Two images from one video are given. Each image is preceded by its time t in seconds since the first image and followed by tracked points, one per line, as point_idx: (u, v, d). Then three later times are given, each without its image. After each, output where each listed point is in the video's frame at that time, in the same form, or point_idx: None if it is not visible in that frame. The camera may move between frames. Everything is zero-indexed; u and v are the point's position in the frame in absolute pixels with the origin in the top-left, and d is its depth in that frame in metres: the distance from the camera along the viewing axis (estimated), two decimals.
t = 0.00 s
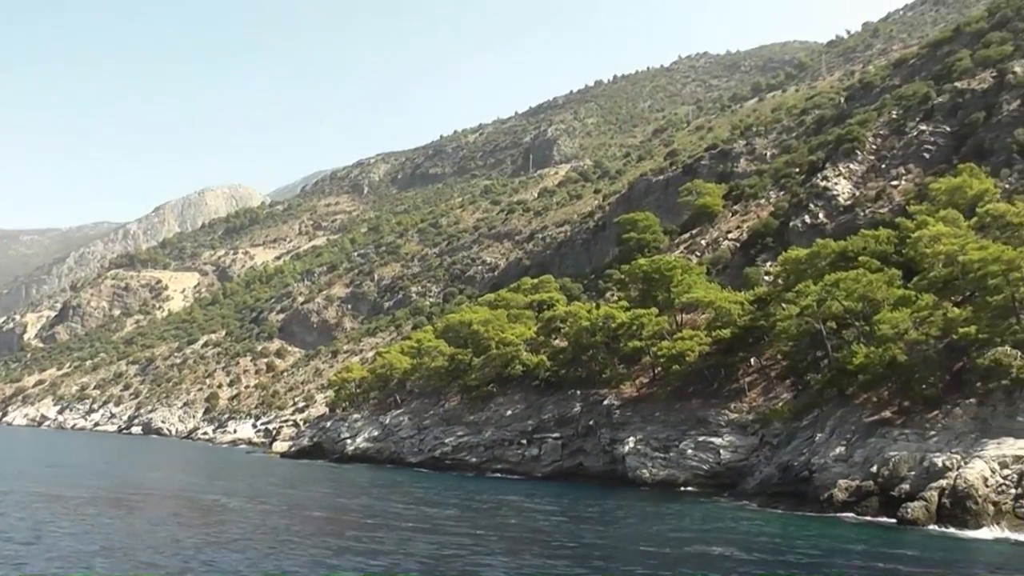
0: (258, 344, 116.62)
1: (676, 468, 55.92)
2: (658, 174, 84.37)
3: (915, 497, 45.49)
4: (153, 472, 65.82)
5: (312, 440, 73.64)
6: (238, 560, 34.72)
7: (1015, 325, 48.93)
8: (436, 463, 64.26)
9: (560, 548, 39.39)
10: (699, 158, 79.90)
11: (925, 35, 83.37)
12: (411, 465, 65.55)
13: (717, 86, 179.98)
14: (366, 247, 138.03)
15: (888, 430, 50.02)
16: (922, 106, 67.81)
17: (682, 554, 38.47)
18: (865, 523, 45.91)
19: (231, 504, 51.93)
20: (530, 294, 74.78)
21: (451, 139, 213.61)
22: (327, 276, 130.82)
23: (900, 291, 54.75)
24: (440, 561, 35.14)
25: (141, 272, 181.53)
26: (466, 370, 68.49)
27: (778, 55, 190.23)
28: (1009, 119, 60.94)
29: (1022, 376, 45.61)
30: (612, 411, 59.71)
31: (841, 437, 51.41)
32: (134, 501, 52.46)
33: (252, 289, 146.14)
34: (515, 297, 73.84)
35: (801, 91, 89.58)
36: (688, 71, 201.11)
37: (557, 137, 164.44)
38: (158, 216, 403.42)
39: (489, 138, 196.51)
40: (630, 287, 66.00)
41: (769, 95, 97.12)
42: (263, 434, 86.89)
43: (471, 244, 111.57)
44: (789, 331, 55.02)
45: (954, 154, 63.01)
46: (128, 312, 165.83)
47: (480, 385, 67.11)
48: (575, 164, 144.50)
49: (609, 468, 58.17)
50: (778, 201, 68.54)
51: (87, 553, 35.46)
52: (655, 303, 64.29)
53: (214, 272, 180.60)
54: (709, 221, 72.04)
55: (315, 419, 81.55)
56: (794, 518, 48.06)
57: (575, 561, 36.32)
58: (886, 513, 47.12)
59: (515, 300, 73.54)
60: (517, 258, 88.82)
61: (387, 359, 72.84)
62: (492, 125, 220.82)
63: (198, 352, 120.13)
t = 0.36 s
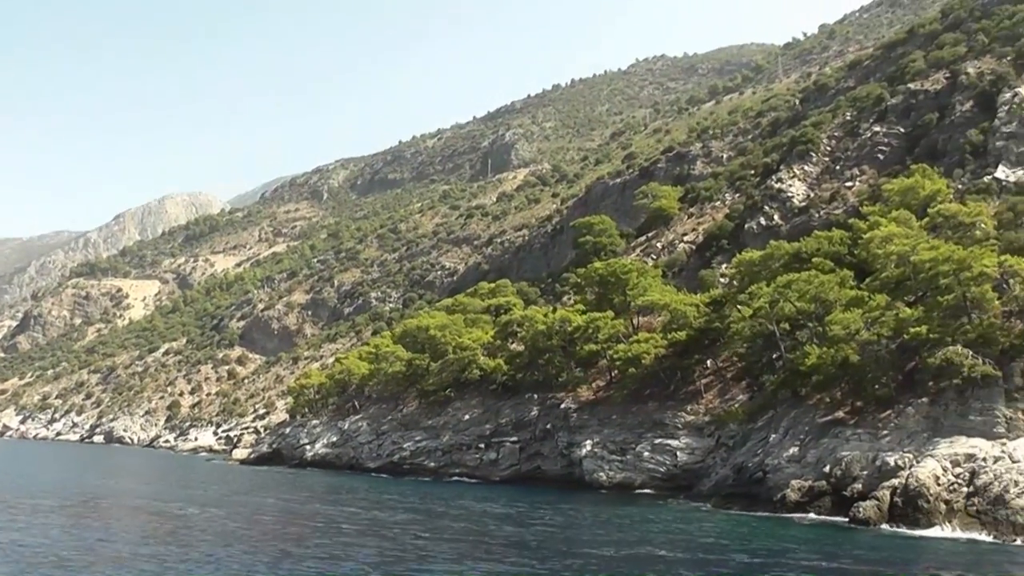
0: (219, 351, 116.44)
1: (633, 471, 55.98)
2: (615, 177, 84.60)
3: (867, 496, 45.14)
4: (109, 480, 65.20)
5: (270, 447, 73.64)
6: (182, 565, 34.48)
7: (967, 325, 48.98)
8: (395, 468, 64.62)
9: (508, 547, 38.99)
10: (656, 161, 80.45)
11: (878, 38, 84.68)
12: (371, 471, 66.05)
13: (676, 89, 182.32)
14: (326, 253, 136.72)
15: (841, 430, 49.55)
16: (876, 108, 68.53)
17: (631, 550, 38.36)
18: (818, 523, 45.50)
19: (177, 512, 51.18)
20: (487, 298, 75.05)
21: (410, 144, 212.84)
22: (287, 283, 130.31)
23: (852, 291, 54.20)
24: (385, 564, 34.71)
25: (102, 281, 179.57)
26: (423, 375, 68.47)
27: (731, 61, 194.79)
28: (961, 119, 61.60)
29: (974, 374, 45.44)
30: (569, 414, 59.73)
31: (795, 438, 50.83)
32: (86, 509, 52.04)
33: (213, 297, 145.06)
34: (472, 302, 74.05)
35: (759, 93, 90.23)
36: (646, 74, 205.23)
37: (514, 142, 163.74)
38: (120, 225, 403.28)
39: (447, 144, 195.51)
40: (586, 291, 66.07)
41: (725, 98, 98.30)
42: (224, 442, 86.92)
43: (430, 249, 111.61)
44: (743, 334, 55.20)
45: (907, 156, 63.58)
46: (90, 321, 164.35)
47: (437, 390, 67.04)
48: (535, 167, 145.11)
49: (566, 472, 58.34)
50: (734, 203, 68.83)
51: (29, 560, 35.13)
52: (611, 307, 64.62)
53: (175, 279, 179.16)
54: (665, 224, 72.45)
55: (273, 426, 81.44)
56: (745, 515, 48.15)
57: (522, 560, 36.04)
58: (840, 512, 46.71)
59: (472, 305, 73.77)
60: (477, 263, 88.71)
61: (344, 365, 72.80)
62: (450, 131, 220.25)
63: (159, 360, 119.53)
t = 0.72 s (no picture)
0: (216, 357, 116.86)
1: (625, 474, 56.07)
2: (611, 180, 84.68)
3: (854, 496, 45.75)
4: (105, 486, 65.53)
5: (265, 452, 73.87)
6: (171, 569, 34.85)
7: (954, 326, 49.63)
8: (388, 472, 64.66)
9: (498, 547, 39.35)
10: (651, 165, 80.68)
11: (872, 39, 85.11)
12: (364, 476, 66.09)
13: (673, 93, 182.79)
14: (323, 258, 137.56)
15: (829, 430, 50.14)
16: (868, 109, 68.81)
17: (620, 549, 38.79)
18: (806, 524, 45.94)
19: (174, 518, 51.61)
20: (481, 303, 75.25)
21: (408, 150, 213.29)
22: (284, 288, 130.69)
23: (840, 292, 54.63)
24: (377, 566, 35.08)
25: (99, 288, 179.95)
26: (417, 379, 68.53)
27: (725, 63, 195.25)
28: (952, 120, 61.75)
29: (960, 374, 46.11)
30: (562, 418, 59.90)
31: (784, 439, 51.46)
32: (80, 515, 52.41)
33: (210, 303, 145.51)
34: (467, 306, 74.18)
35: (756, 95, 90.25)
36: (642, 77, 205.75)
37: (510, 146, 163.79)
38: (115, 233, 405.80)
39: (444, 149, 195.98)
40: (579, 294, 66.14)
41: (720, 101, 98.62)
42: (220, 447, 87.21)
43: (426, 254, 111.84)
44: (733, 335, 55.54)
45: (898, 157, 63.89)
46: (87, 328, 164.90)
47: (431, 394, 67.15)
48: (531, 172, 145.37)
49: (559, 475, 58.44)
50: (726, 206, 68.99)
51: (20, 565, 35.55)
52: (603, 310, 64.55)
53: (172, 286, 179.69)
54: (658, 226, 72.40)
55: (271, 431, 81.85)
56: (735, 517, 48.29)
57: (512, 560, 36.37)
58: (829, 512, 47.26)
59: (466, 309, 73.88)
60: (473, 267, 88.82)
61: (339, 370, 72.91)
62: (445, 136, 220.57)
63: (156, 367, 120.05)
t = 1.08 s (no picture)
0: (206, 357, 117.08)
1: (610, 473, 56.14)
2: (599, 181, 84.80)
3: (833, 494, 47.22)
4: (92, 487, 65.50)
5: (253, 452, 74.08)
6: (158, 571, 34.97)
7: (933, 324, 53.08)
8: (375, 472, 64.72)
9: (484, 547, 39.62)
10: (639, 165, 80.88)
11: (860, 41, 85.97)
12: (351, 475, 66.22)
13: (663, 93, 183.90)
14: (313, 258, 137.93)
15: (811, 429, 51.56)
16: (853, 111, 71.15)
17: (606, 548, 39.16)
18: (787, 523, 46.57)
19: (170, 518, 52.09)
20: (468, 303, 75.51)
21: (399, 150, 213.44)
22: (274, 288, 130.94)
23: (822, 292, 55.85)
24: (369, 566, 35.41)
25: (89, 288, 179.77)
26: (404, 379, 68.66)
27: (715, 63, 196.77)
28: (935, 122, 65.40)
29: (940, 373, 48.77)
30: (548, 417, 60.08)
31: (766, 438, 52.38)
32: (68, 516, 52.45)
33: (201, 303, 145.65)
34: (453, 306, 74.39)
35: (745, 96, 90.62)
36: (632, 77, 206.78)
37: (502, 146, 164.07)
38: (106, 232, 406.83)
39: (437, 148, 196.53)
40: (566, 294, 66.24)
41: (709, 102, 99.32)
42: (209, 447, 87.40)
43: (416, 255, 112.22)
44: (715, 335, 56.15)
45: (883, 157, 66.35)
46: (77, 328, 164.65)
47: (418, 395, 67.37)
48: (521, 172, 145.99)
49: (546, 475, 58.51)
50: (713, 206, 69.35)
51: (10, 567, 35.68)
52: (589, 310, 64.54)
53: (163, 286, 179.53)
54: (646, 227, 72.49)
55: (260, 430, 82.24)
56: (719, 517, 48.46)
57: (501, 559, 36.92)
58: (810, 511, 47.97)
59: (453, 309, 74.06)
60: (463, 267, 89.00)
61: (326, 370, 73.18)
62: (435, 135, 220.81)
63: (146, 367, 120.15)
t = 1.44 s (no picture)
0: (184, 367, 116.99)
1: (584, 476, 56.29)
2: (573, 186, 85.18)
3: (802, 493, 47.88)
4: (68, 501, 65.39)
5: (230, 462, 74.19)
6: None
7: (900, 323, 54.71)
8: (351, 479, 64.85)
9: (457, 549, 40.13)
10: (614, 168, 80.87)
11: (831, 45, 86.98)
12: (327, 483, 66.30)
13: (637, 97, 185.32)
14: (290, 266, 137.97)
15: (780, 429, 52.20)
16: (823, 112, 72.41)
17: (577, 548, 39.43)
18: (756, 522, 47.01)
19: (149, 528, 52.13)
20: (442, 308, 75.40)
21: (375, 156, 213.37)
22: (251, 297, 130.88)
23: (791, 293, 56.83)
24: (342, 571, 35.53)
25: (66, 300, 178.68)
26: (379, 386, 68.81)
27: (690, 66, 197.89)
28: (904, 122, 66.92)
29: (906, 371, 50.35)
30: (523, 422, 60.35)
31: (736, 438, 52.90)
32: (44, 529, 52.49)
33: (178, 313, 145.31)
34: (427, 313, 74.54)
35: (719, 99, 91.43)
36: (607, 81, 208.03)
37: (478, 152, 164.46)
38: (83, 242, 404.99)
39: (415, 155, 196.67)
40: (540, 299, 66.53)
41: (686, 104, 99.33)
42: (186, 458, 87.33)
43: (392, 261, 112.59)
44: (686, 337, 56.25)
45: (853, 158, 67.76)
46: (54, 340, 163.72)
47: (394, 401, 67.56)
48: (497, 177, 146.76)
49: (520, 479, 58.52)
50: (685, 209, 69.89)
51: None
52: (562, 314, 64.80)
53: (140, 297, 178.77)
54: (619, 230, 72.73)
55: (237, 440, 82.05)
56: (690, 518, 48.80)
57: (473, 561, 37.22)
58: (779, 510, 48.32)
59: (427, 315, 74.26)
60: (438, 273, 89.23)
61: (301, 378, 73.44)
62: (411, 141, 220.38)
63: (124, 379, 119.83)
